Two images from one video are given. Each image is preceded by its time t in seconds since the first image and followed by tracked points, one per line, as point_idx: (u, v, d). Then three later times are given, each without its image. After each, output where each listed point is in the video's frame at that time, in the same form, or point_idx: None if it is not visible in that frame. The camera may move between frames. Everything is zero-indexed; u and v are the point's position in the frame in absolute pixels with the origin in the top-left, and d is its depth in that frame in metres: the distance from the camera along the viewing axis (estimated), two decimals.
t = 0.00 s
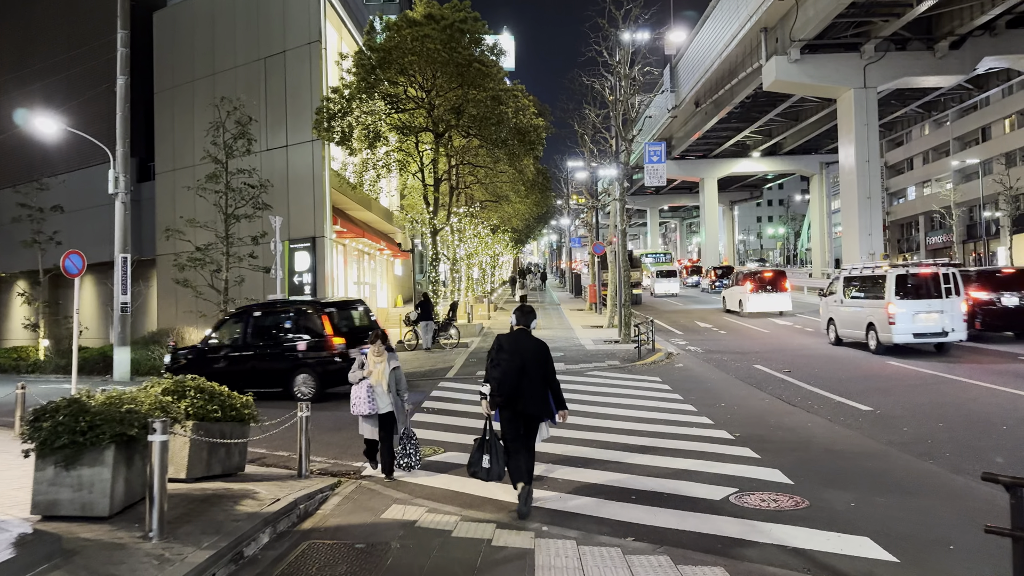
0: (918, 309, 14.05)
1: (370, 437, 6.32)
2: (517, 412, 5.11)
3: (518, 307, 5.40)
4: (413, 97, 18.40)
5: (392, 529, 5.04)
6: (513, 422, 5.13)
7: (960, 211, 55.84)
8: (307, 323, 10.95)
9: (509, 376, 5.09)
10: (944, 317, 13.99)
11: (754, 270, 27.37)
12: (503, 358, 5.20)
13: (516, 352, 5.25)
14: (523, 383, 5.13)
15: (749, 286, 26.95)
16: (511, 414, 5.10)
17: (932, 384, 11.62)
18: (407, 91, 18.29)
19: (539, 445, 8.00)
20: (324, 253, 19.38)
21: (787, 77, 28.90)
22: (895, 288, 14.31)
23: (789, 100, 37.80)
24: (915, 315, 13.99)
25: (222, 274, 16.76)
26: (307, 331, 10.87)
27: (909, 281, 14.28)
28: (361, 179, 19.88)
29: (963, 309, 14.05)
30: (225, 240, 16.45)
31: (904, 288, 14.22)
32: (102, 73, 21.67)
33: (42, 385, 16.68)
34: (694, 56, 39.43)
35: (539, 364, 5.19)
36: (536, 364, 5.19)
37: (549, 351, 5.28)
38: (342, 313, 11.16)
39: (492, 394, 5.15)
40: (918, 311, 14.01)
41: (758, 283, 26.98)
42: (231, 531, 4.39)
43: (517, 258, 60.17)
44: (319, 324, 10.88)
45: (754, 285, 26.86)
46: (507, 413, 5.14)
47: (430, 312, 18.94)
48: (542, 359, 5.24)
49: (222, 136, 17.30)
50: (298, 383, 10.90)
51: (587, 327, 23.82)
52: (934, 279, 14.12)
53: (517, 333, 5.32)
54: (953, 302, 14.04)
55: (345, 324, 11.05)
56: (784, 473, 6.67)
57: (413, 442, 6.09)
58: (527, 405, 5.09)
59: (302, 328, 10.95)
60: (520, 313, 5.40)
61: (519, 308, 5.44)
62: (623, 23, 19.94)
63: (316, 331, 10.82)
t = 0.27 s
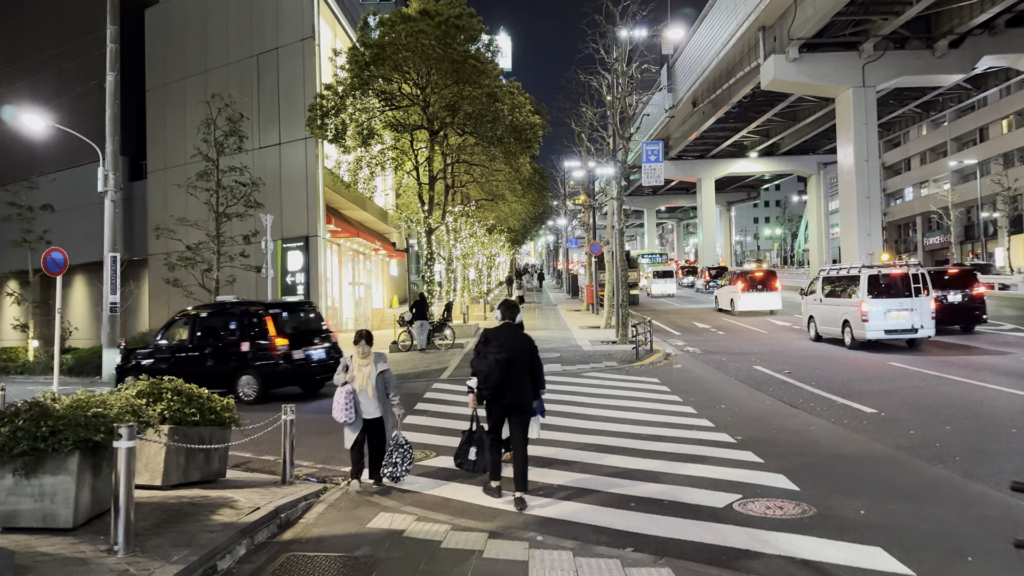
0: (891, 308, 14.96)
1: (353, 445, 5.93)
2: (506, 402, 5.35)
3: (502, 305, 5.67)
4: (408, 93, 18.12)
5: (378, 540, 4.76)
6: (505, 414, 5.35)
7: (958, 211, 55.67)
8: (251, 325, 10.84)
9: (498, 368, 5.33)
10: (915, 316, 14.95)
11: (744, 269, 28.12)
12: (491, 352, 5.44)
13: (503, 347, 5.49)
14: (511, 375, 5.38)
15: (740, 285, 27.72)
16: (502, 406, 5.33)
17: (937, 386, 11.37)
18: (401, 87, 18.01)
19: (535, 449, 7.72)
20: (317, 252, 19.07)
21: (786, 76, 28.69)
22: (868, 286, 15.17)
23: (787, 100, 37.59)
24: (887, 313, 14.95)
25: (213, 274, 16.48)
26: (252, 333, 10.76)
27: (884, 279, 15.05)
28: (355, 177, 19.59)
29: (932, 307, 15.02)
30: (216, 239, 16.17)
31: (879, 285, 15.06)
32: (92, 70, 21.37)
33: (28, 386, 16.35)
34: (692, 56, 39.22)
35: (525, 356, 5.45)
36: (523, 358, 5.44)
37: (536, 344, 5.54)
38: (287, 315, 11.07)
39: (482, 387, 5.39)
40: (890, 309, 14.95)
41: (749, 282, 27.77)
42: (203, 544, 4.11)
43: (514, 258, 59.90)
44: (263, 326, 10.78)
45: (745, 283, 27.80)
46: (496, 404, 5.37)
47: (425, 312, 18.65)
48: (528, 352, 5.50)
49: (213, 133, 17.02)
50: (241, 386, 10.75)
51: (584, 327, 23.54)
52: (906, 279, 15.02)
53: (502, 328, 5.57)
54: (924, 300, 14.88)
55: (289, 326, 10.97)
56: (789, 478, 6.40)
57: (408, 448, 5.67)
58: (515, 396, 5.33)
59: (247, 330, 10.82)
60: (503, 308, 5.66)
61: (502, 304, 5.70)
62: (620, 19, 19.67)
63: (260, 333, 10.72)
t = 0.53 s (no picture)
0: (867, 307, 16.02)
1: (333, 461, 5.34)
2: (491, 404, 5.47)
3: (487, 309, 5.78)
4: (403, 92, 17.87)
5: (365, 558, 4.49)
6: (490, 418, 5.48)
7: (957, 212, 55.51)
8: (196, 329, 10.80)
9: (484, 374, 5.45)
10: (890, 314, 16.01)
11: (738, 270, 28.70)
12: (476, 357, 5.55)
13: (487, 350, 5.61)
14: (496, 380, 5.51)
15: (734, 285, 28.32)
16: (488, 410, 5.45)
17: (942, 390, 11.14)
18: (397, 86, 17.77)
19: (531, 457, 7.45)
20: (311, 253, 18.80)
21: (785, 75, 28.44)
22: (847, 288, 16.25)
23: (786, 100, 37.35)
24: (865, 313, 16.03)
25: (205, 275, 16.20)
26: (197, 337, 10.72)
27: (862, 281, 16.13)
28: (350, 177, 19.33)
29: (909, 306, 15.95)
30: (208, 239, 15.91)
31: (857, 286, 16.16)
32: (83, 68, 21.05)
33: (16, 389, 16.06)
34: (690, 56, 38.99)
35: (509, 359, 5.58)
36: (508, 362, 5.57)
37: (520, 349, 5.68)
38: (231, 320, 11.18)
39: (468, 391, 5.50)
40: (868, 309, 16.01)
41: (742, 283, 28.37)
42: (177, 564, 3.84)
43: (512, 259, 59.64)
44: (209, 331, 10.82)
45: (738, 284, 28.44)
46: (481, 407, 5.48)
47: (421, 313, 18.40)
48: (512, 356, 5.63)
49: (205, 132, 16.74)
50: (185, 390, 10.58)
51: (582, 329, 23.32)
52: (882, 281, 16.09)
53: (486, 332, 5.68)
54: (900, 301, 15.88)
55: (234, 331, 11.09)
56: (796, 489, 6.15)
57: (395, 460, 5.32)
58: (501, 400, 5.48)
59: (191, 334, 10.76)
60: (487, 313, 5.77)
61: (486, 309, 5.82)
62: (618, 17, 19.44)
63: (206, 337, 10.73)
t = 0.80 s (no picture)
0: (854, 305, 16.84)
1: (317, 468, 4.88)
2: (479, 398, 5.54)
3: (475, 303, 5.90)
4: (402, 87, 17.59)
5: (355, 569, 4.23)
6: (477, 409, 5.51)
7: (959, 211, 55.22)
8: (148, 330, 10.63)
9: (472, 365, 5.53)
10: (875, 310, 16.85)
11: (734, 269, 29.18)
12: (463, 349, 5.65)
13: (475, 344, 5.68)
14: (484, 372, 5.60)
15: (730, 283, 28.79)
16: (475, 401, 5.50)
17: (954, 389, 10.88)
18: (395, 81, 17.50)
19: (531, 459, 7.18)
20: (309, 251, 18.54)
21: (788, 72, 28.17)
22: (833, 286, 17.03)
23: (789, 97, 37.06)
24: (850, 309, 16.90)
25: (201, 273, 15.96)
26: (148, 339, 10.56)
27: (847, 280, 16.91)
28: (348, 174, 19.05)
29: (890, 303, 16.88)
30: (203, 238, 15.63)
31: (843, 285, 16.97)
32: (77, 65, 20.77)
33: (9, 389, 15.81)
34: (692, 53, 38.73)
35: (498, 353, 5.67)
36: (495, 355, 5.68)
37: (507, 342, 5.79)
38: (183, 321, 11.02)
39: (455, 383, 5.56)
40: (853, 306, 16.86)
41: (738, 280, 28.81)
42: None
43: (512, 259, 59.38)
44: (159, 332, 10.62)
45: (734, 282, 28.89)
46: (468, 400, 5.55)
47: (420, 312, 18.12)
48: (499, 349, 5.73)
49: (200, 128, 16.48)
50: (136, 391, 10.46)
51: (582, 328, 23.03)
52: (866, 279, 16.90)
53: (474, 326, 5.76)
54: (882, 298, 16.82)
55: (185, 332, 10.93)
56: (808, 493, 5.88)
57: (383, 472, 4.90)
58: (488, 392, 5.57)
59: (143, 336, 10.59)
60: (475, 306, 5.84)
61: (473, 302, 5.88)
62: (621, 11, 19.14)
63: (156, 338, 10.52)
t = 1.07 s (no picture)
0: (843, 306, 17.84)
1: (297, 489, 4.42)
2: (470, 400, 5.74)
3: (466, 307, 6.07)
4: (401, 86, 17.33)
5: None
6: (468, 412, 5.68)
7: (963, 211, 54.91)
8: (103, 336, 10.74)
9: (464, 368, 5.73)
10: (862, 311, 17.92)
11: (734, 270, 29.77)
12: (454, 353, 5.81)
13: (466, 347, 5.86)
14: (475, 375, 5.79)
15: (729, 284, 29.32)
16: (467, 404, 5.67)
17: (965, 393, 10.63)
18: (395, 80, 17.24)
19: (532, 469, 6.92)
20: (307, 253, 18.29)
21: (792, 71, 27.89)
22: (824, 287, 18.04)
23: (792, 97, 36.78)
24: (838, 309, 17.95)
25: (197, 275, 15.72)
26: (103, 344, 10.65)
27: (837, 282, 17.92)
28: (347, 174, 18.80)
29: (876, 303, 17.97)
30: (198, 239, 15.38)
31: (833, 286, 17.98)
32: (73, 64, 20.53)
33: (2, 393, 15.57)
34: (694, 53, 38.47)
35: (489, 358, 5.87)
36: (486, 358, 5.87)
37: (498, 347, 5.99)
38: (138, 325, 11.08)
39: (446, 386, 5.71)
40: (843, 306, 17.90)
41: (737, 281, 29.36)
42: None
43: (514, 260, 59.10)
44: (113, 337, 10.70)
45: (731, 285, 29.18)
46: (459, 402, 5.73)
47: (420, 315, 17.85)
48: (490, 353, 5.92)
49: (196, 128, 16.22)
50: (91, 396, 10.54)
51: (584, 330, 22.76)
52: (854, 280, 17.98)
53: (465, 330, 5.95)
54: (870, 298, 17.94)
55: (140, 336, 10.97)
56: (822, 506, 5.61)
57: (365, 498, 4.34)
58: (478, 395, 5.76)
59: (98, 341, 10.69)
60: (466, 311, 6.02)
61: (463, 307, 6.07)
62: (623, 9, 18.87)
63: (110, 344, 10.61)
